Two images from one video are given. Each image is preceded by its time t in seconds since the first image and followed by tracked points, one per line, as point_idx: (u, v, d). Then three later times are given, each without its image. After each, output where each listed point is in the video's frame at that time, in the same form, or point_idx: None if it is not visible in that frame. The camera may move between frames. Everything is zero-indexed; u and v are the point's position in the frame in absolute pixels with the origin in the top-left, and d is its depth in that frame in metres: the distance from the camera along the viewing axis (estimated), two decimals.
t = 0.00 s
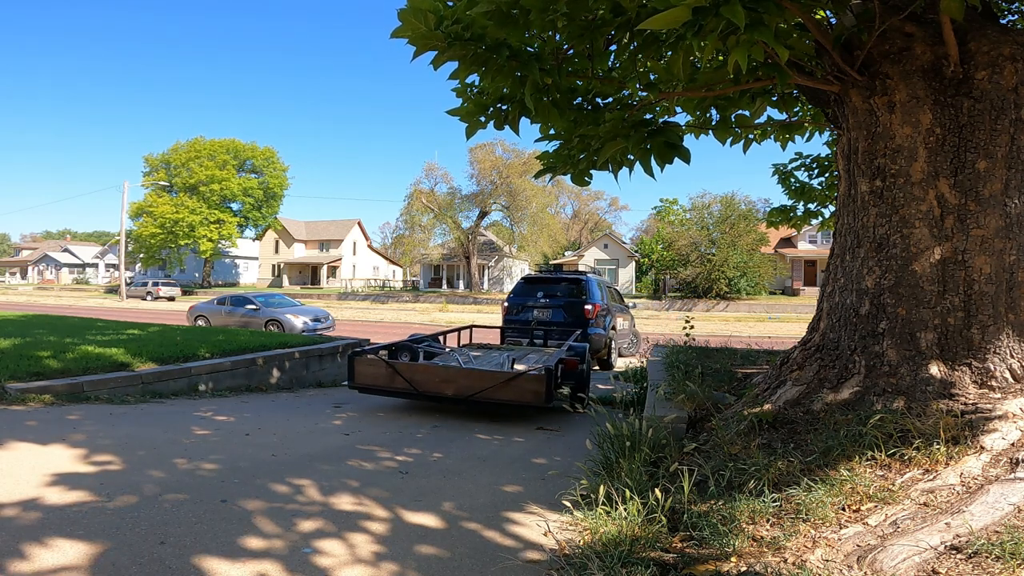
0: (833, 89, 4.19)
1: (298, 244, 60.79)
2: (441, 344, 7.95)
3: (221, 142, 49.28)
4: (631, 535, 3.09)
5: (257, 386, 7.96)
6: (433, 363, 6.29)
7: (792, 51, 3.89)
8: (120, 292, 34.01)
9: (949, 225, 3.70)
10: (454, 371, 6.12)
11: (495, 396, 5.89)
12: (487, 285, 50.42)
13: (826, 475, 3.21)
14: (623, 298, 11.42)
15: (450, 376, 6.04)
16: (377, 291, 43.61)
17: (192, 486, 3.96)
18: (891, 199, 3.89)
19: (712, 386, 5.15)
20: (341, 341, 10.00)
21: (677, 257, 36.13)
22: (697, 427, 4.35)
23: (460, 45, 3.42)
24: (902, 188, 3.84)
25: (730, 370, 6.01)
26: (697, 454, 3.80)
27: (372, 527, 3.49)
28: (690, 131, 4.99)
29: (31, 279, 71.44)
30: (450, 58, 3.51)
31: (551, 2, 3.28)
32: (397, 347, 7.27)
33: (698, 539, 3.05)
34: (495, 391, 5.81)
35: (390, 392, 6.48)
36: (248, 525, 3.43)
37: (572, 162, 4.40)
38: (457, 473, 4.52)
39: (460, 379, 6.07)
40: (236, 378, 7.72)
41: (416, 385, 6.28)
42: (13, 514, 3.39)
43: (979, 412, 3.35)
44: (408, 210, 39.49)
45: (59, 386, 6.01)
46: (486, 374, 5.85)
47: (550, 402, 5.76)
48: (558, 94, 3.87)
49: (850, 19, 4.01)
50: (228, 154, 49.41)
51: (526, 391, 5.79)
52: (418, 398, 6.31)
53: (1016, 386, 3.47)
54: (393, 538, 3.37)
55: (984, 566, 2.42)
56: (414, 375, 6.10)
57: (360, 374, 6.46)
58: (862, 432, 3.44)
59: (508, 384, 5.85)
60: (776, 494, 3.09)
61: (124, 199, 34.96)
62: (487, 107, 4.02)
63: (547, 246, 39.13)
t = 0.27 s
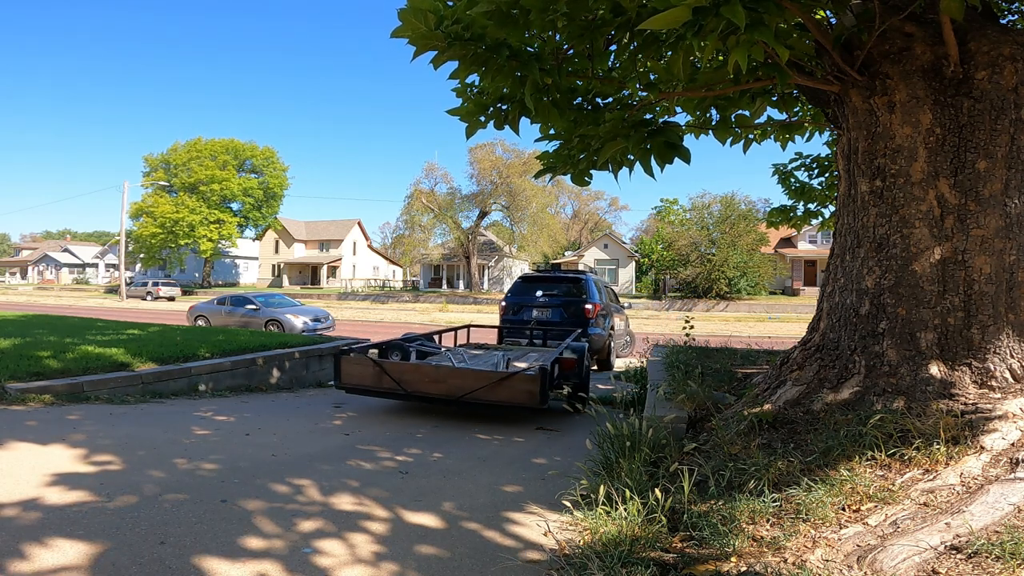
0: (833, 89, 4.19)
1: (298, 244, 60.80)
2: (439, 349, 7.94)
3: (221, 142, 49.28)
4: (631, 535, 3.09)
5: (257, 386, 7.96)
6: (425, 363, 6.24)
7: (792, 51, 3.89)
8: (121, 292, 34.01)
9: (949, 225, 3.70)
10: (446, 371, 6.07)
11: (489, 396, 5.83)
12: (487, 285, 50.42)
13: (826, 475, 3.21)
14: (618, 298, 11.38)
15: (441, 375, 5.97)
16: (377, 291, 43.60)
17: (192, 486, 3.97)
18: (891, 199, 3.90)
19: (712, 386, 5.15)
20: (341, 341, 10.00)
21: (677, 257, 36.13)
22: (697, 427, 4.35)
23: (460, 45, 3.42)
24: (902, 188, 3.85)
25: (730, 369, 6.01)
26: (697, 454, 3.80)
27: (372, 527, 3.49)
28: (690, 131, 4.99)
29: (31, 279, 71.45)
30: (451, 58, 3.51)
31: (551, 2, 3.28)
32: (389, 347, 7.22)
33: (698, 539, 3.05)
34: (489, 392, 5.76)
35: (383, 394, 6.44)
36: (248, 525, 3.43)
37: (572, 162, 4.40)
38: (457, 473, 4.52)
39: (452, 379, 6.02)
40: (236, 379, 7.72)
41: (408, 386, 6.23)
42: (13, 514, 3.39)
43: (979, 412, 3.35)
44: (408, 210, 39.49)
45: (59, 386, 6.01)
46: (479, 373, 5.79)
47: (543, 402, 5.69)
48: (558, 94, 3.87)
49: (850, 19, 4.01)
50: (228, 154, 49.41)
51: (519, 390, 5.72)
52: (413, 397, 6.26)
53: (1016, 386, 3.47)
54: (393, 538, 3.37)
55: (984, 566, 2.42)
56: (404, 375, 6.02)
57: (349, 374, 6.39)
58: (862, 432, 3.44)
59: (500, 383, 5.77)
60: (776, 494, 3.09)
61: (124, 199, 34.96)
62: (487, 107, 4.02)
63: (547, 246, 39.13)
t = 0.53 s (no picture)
0: (833, 89, 4.19)
1: (298, 244, 60.81)
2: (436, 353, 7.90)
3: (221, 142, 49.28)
4: (631, 535, 3.09)
5: (257, 386, 7.96)
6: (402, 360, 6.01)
7: (792, 51, 3.89)
8: (121, 292, 34.02)
9: (949, 225, 3.70)
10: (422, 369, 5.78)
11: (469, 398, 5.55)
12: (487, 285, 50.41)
13: (826, 475, 3.21)
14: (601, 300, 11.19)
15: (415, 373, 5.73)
16: (377, 291, 43.61)
17: (192, 486, 3.97)
18: (891, 199, 3.90)
19: (712, 386, 5.15)
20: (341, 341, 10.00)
21: (677, 257, 36.13)
22: (697, 427, 4.35)
23: (460, 44, 3.42)
24: (902, 188, 3.85)
25: (730, 370, 6.01)
26: (697, 454, 3.80)
27: (372, 527, 3.49)
28: (690, 131, 4.99)
29: (31, 279, 71.47)
30: (451, 58, 3.52)
31: (551, 2, 3.28)
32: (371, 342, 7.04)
33: (698, 539, 3.05)
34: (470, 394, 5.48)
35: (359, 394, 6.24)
36: (248, 525, 3.43)
37: (572, 162, 4.40)
38: (457, 473, 4.52)
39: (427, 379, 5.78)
40: (236, 379, 7.72)
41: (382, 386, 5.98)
42: (14, 514, 3.39)
43: (979, 412, 3.35)
44: (408, 210, 39.49)
45: (59, 386, 6.02)
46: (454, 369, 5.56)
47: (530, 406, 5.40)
48: (558, 94, 3.88)
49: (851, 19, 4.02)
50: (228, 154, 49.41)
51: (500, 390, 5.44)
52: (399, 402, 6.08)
53: (1016, 386, 3.47)
54: (393, 538, 3.37)
55: (984, 566, 2.42)
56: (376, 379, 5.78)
57: (320, 372, 6.17)
58: (862, 432, 3.44)
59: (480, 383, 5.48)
60: (776, 494, 3.09)
61: (124, 199, 34.97)
62: (487, 107, 4.02)
63: (547, 246, 39.13)
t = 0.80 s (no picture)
0: (833, 89, 4.19)
1: (298, 244, 60.82)
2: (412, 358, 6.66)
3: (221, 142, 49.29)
4: (631, 535, 3.09)
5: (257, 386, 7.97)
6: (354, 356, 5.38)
7: (792, 51, 3.89)
8: (121, 292, 34.02)
9: (949, 225, 3.70)
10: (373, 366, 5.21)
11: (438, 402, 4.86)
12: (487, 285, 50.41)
13: (826, 475, 3.21)
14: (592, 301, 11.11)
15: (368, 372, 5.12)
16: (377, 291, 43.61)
17: (192, 486, 3.97)
18: (891, 199, 3.90)
19: (712, 386, 5.15)
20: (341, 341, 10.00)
21: (677, 257, 36.13)
22: (697, 427, 4.35)
23: (460, 44, 3.42)
24: (902, 188, 3.84)
25: (730, 370, 6.01)
26: (697, 454, 3.80)
27: (372, 527, 3.49)
28: (690, 131, 4.99)
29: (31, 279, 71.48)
30: (451, 58, 3.52)
31: (551, 2, 3.28)
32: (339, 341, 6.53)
33: (698, 539, 3.05)
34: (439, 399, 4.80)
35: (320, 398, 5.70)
36: (248, 525, 3.43)
37: (572, 162, 4.40)
38: (457, 473, 4.52)
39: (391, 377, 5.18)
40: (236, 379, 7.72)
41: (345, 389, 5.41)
42: (13, 514, 3.39)
43: (979, 412, 3.35)
44: (408, 210, 39.49)
45: (59, 386, 6.02)
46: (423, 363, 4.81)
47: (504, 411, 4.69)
48: (558, 94, 3.88)
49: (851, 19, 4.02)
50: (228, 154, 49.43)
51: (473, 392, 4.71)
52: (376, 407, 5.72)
53: (1016, 386, 3.47)
54: (393, 538, 3.37)
55: (984, 566, 2.42)
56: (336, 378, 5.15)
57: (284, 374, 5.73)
58: (862, 432, 3.44)
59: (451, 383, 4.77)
60: (776, 494, 3.09)
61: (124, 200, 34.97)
62: (487, 107, 4.02)
63: (547, 246, 39.14)
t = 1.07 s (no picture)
0: (833, 89, 4.19)
1: (298, 244, 60.82)
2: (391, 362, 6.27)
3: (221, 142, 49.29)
4: (631, 535, 3.09)
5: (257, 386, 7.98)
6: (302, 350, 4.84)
7: (792, 51, 3.89)
8: (121, 292, 34.03)
9: (949, 225, 3.70)
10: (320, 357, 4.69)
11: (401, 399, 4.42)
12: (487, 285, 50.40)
13: (826, 475, 3.21)
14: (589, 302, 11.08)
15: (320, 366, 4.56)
16: (377, 291, 43.60)
17: (192, 486, 3.96)
18: (891, 199, 3.90)
19: (712, 386, 5.15)
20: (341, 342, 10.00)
21: (677, 257, 36.14)
22: (697, 427, 4.35)
23: (461, 45, 3.43)
24: (902, 188, 3.84)
25: (731, 370, 6.01)
26: (697, 454, 3.80)
27: (372, 527, 3.49)
28: (690, 131, 4.99)
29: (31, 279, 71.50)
30: (451, 58, 3.52)
31: (551, 2, 3.27)
32: (306, 334, 6.26)
33: (698, 539, 3.05)
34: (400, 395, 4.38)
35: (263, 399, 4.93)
36: (248, 525, 3.43)
37: (572, 161, 4.40)
38: (457, 473, 4.52)
39: (350, 369, 4.62)
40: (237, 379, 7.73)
41: (297, 386, 4.77)
42: (13, 514, 3.39)
43: (979, 412, 3.35)
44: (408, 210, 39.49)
45: (60, 386, 6.04)
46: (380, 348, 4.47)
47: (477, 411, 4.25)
48: (558, 94, 3.88)
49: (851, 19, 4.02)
50: (228, 154, 49.44)
51: (435, 386, 4.30)
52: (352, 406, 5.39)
53: (1016, 386, 3.47)
54: (394, 538, 3.37)
55: (984, 566, 2.42)
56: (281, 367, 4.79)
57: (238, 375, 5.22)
58: (862, 432, 3.44)
59: (409, 372, 4.36)
60: (776, 494, 3.09)
61: (124, 200, 34.97)
62: (487, 107, 4.02)
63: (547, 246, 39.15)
